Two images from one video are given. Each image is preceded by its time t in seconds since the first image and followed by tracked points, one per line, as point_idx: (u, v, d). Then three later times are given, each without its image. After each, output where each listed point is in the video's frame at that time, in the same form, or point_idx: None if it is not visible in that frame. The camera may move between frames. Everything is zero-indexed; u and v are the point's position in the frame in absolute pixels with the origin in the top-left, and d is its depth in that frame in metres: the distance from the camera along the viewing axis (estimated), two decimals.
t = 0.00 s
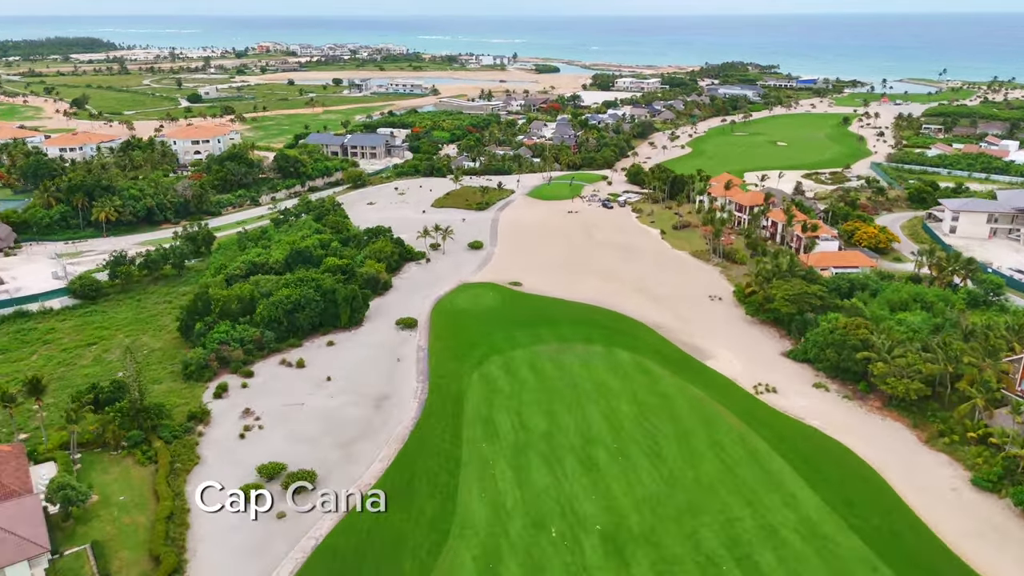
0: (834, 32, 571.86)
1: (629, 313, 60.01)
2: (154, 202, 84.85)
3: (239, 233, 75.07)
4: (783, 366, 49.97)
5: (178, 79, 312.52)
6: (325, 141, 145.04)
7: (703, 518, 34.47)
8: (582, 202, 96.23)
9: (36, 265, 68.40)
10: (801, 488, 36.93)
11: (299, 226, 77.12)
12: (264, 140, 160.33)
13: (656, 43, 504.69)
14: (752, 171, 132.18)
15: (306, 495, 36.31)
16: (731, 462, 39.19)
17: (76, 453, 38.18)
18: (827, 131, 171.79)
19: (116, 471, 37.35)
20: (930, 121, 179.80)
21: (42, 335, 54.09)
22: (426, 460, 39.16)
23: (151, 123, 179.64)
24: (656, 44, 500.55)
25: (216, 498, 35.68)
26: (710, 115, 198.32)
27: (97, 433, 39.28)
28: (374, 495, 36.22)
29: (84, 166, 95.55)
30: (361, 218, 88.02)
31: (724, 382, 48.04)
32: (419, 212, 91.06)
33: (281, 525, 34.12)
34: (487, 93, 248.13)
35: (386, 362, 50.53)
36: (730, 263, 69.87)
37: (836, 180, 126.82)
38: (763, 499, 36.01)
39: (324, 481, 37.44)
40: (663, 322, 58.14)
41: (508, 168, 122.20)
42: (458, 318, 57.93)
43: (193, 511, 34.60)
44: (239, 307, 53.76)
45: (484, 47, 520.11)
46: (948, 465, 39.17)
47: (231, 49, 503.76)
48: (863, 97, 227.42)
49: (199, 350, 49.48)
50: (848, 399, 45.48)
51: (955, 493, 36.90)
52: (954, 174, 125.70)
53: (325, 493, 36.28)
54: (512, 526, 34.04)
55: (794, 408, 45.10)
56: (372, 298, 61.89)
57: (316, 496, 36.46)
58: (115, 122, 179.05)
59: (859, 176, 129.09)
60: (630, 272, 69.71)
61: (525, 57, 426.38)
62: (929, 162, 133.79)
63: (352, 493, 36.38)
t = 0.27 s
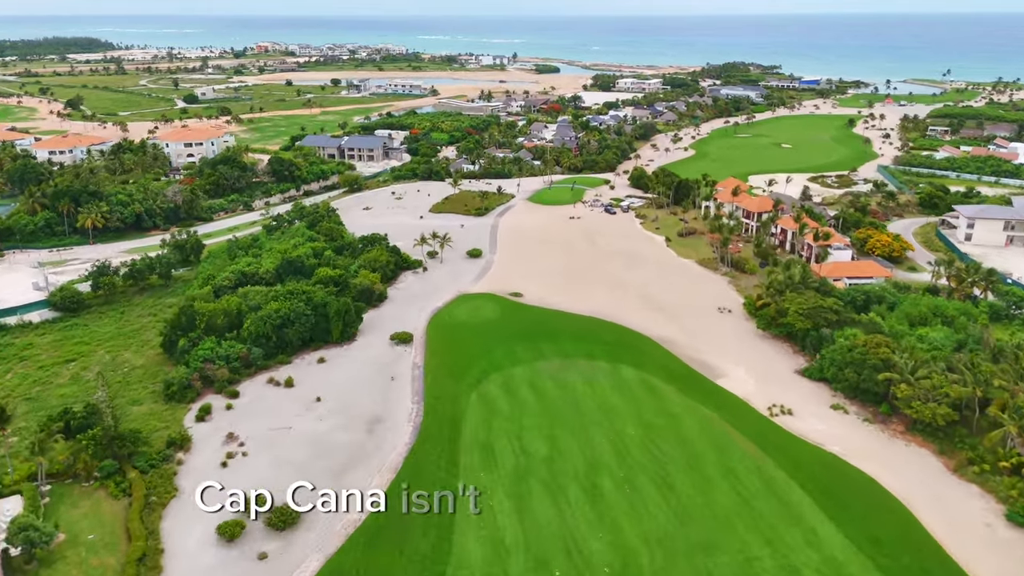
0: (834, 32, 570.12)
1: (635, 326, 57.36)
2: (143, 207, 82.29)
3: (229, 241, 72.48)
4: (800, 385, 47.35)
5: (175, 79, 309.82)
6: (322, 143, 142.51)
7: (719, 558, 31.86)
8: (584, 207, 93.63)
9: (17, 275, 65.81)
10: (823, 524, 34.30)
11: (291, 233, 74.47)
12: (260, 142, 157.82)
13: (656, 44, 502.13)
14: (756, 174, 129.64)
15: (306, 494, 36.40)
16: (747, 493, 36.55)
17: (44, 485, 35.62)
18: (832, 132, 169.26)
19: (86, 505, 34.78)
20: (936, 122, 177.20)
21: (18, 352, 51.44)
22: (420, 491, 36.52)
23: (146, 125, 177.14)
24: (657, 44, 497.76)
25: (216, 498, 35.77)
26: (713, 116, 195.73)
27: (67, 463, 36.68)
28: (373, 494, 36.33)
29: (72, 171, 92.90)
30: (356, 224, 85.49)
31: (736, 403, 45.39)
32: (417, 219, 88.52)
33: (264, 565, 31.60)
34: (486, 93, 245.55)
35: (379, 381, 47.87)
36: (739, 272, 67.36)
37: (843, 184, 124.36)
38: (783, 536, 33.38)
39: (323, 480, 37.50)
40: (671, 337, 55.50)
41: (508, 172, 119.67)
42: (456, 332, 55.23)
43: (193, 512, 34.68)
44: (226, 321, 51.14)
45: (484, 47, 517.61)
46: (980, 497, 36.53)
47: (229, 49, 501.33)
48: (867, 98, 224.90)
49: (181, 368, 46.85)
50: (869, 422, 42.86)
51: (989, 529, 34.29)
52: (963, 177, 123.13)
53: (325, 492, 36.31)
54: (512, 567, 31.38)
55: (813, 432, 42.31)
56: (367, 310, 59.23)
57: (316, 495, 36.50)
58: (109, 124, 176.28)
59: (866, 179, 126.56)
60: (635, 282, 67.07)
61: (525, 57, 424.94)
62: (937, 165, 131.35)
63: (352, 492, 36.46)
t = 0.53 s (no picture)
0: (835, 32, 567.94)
1: (642, 344, 54.23)
2: (129, 215, 79.30)
3: (217, 251, 69.43)
4: (820, 411, 44.26)
5: (171, 80, 306.81)
6: (317, 146, 139.42)
7: None
8: (586, 214, 90.56)
9: None
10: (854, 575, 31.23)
11: (281, 243, 71.39)
12: (256, 145, 154.84)
13: (657, 44, 499.07)
14: (762, 178, 126.62)
15: (306, 494, 36.51)
16: (769, 537, 33.51)
17: None
18: (837, 135, 166.22)
19: (45, 553, 31.70)
20: (943, 124, 174.17)
21: None
22: (411, 536, 33.42)
23: (139, 126, 174.00)
24: (657, 44, 494.39)
25: (216, 499, 35.89)
26: (716, 118, 192.70)
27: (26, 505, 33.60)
28: (373, 494, 36.49)
29: (56, 176, 89.82)
30: (351, 232, 82.50)
31: (753, 431, 42.29)
32: (413, 226, 85.51)
33: None
34: (486, 95, 242.40)
35: (370, 407, 44.78)
36: (750, 284, 64.38)
37: (850, 189, 121.37)
38: None
39: (323, 481, 37.60)
40: (681, 355, 52.38)
41: (507, 176, 116.54)
42: (453, 351, 52.10)
43: (192, 513, 34.78)
44: (207, 341, 48.03)
45: (484, 47, 514.58)
46: None
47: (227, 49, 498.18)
48: (871, 99, 221.82)
49: (158, 394, 43.75)
50: (897, 454, 39.75)
51: None
52: (974, 182, 120.12)
53: (325, 492, 36.34)
54: None
55: (838, 466, 39.11)
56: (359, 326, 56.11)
57: (316, 495, 36.58)
58: (101, 125, 173.08)
59: (875, 184, 123.56)
60: (641, 294, 64.01)
61: (525, 57, 422.26)
62: (946, 168, 128.35)
63: (352, 492, 36.51)
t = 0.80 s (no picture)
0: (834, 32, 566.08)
1: (649, 361, 51.60)
2: (115, 222, 76.72)
3: (205, 260, 66.78)
4: (840, 437, 41.60)
5: (168, 80, 304.42)
6: (313, 149, 136.74)
7: None
8: (589, 220, 87.90)
9: None
10: None
11: (272, 252, 68.71)
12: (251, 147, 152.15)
13: (657, 44, 496.36)
14: (767, 182, 124.07)
15: (306, 494, 36.62)
16: None
17: None
18: (842, 137, 163.51)
19: None
20: (950, 125, 171.45)
21: None
22: None
23: (133, 128, 171.29)
24: (658, 44, 491.50)
25: (216, 498, 35.97)
26: (719, 119, 190.17)
27: None
28: (373, 494, 36.60)
29: (42, 181, 87.18)
30: (346, 239, 80.00)
31: (769, 460, 39.64)
32: (410, 233, 82.97)
33: None
34: (485, 95, 239.56)
35: (361, 432, 42.13)
36: (760, 295, 61.75)
37: (857, 193, 118.70)
38: None
39: (323, 480, 37.67)
40: (690, 373, 49.74)
41: (507, 180, 113.76)
42: (450, 369, 49.46)
43: (193, 511, 34.92)
44: (189, 361, 45.39)
45: (483, 47, 512.08)
46: None
47: (225, 49, 495.82)
48: (875, 100, 219.28)
49: (135, 419, 41.05)
50: (925, 486, 37.05)
51: None
52: (984, 186, 117.50)
53: (325, 492, 36.46)
54: None
55: (862, 500, 36.41)
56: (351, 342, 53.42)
57: (316, 495, 36.67)
58: (94, 126, 170.33)
59: (882, 187, 120.94)
60: (647, 307, 61.36)
61: (526, 57, 419.55)
62: (955, 171, 125.69)
63: (352, 492, 36.62)
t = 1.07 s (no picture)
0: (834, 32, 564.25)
1: (657, 380, 48.98)
2: (101, 229, 74.17)
3: (193, 271, 64.21)
4: (863, 466, 38.97)
5: (164, 81, 301.84)
6: (309, 151, 134.03)
7: None
8: (591, 226, 85.32)
9: None
10: None
11: (262, 261, 66.05)
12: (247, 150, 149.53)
13: (658, 44, 493.69)
14: (773, 186, 121.56)
15: (306, 494, 36.56)
16: None
17: None
18: (847, 139, 160.81)
19: None
20: (957, 127, 168.92)
21: None
22: None
23: (127, 130, 168.65)
24: (659, 44, 488.65)
25: (216, 498, 35.97)
26: (722, 120, 187.61)
27: None
28: (373, 494, 36.57)
29: (27, 186, 84.59)
30: (340, 247, 77.49)
31: (788, 491, 37.06)
32: (407, 240, 80.40)
33: None
34: (485, 96, 236.74)
35: (352, 459, 39.53)
36: (772, 307, 59.24)
37: (865, 197, 116.03)
38: None
39: (324, 480, 37.61)
40: (700, 394, 47.13)
41: (506, 184, 111.00)
42: (447, 389, 46.86)
43: (193, 511, 34.99)
44: (170, 382, 42.80)
45: (483, 47, 509.44)
46: None
47: (224, 49, 493.32)
48: (880, 101, 216.79)
49: (110, 447, 38.48)
50: (956, 521, 34.43)
51: None
52: (995, 190, 114.94)
53: (325, 492, 36.37)
54: None
55: (890, 538, 33.73)
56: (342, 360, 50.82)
57: (316, 495, 36.59)
58: (87, 128, 167.69)
59: (890, 191, 118.46)
60: (654, 320, 58.74)
61: (526, 57, 416.75)
62: (964, 175, 123.04)
63: (352, 492, 36.54)
